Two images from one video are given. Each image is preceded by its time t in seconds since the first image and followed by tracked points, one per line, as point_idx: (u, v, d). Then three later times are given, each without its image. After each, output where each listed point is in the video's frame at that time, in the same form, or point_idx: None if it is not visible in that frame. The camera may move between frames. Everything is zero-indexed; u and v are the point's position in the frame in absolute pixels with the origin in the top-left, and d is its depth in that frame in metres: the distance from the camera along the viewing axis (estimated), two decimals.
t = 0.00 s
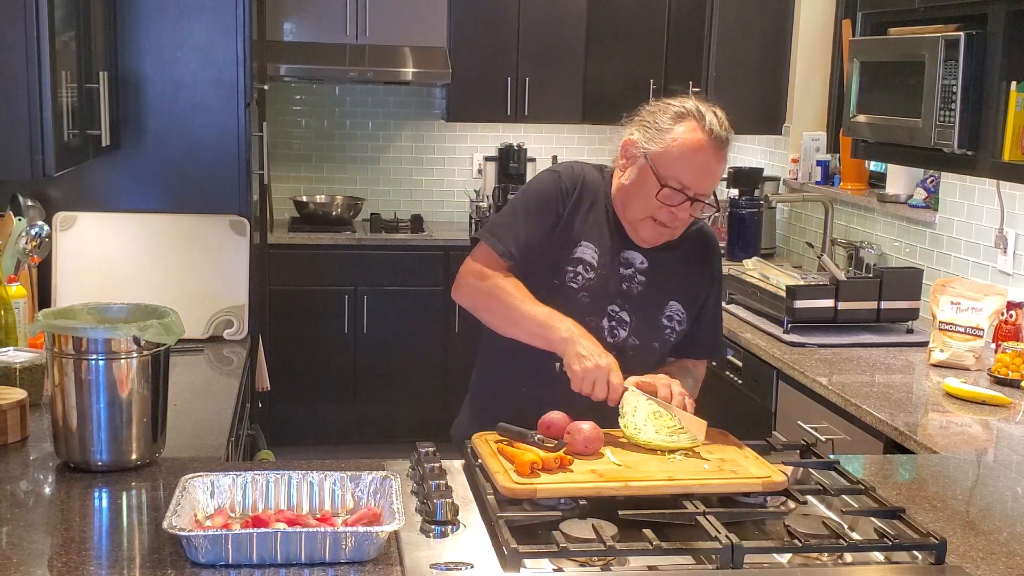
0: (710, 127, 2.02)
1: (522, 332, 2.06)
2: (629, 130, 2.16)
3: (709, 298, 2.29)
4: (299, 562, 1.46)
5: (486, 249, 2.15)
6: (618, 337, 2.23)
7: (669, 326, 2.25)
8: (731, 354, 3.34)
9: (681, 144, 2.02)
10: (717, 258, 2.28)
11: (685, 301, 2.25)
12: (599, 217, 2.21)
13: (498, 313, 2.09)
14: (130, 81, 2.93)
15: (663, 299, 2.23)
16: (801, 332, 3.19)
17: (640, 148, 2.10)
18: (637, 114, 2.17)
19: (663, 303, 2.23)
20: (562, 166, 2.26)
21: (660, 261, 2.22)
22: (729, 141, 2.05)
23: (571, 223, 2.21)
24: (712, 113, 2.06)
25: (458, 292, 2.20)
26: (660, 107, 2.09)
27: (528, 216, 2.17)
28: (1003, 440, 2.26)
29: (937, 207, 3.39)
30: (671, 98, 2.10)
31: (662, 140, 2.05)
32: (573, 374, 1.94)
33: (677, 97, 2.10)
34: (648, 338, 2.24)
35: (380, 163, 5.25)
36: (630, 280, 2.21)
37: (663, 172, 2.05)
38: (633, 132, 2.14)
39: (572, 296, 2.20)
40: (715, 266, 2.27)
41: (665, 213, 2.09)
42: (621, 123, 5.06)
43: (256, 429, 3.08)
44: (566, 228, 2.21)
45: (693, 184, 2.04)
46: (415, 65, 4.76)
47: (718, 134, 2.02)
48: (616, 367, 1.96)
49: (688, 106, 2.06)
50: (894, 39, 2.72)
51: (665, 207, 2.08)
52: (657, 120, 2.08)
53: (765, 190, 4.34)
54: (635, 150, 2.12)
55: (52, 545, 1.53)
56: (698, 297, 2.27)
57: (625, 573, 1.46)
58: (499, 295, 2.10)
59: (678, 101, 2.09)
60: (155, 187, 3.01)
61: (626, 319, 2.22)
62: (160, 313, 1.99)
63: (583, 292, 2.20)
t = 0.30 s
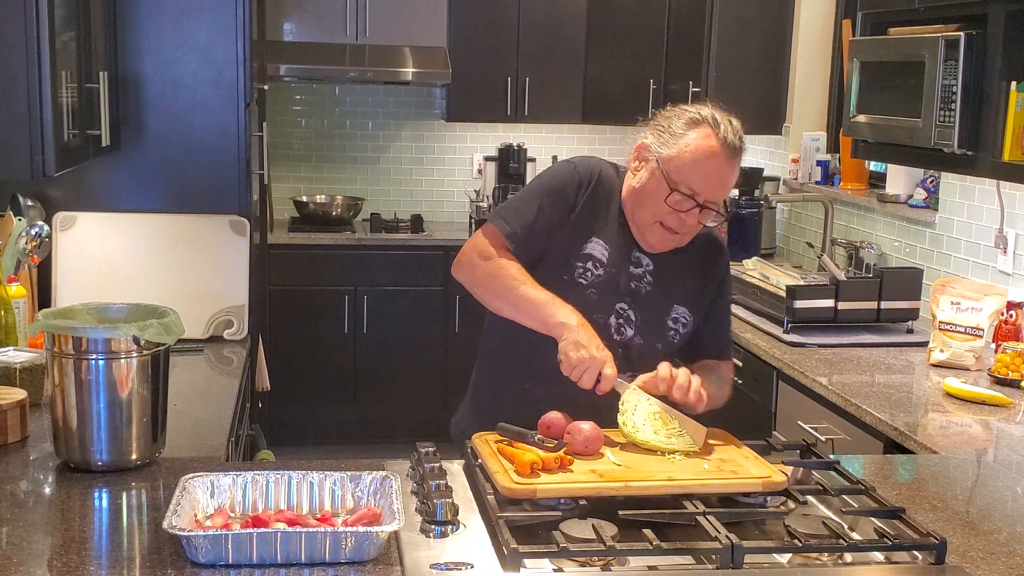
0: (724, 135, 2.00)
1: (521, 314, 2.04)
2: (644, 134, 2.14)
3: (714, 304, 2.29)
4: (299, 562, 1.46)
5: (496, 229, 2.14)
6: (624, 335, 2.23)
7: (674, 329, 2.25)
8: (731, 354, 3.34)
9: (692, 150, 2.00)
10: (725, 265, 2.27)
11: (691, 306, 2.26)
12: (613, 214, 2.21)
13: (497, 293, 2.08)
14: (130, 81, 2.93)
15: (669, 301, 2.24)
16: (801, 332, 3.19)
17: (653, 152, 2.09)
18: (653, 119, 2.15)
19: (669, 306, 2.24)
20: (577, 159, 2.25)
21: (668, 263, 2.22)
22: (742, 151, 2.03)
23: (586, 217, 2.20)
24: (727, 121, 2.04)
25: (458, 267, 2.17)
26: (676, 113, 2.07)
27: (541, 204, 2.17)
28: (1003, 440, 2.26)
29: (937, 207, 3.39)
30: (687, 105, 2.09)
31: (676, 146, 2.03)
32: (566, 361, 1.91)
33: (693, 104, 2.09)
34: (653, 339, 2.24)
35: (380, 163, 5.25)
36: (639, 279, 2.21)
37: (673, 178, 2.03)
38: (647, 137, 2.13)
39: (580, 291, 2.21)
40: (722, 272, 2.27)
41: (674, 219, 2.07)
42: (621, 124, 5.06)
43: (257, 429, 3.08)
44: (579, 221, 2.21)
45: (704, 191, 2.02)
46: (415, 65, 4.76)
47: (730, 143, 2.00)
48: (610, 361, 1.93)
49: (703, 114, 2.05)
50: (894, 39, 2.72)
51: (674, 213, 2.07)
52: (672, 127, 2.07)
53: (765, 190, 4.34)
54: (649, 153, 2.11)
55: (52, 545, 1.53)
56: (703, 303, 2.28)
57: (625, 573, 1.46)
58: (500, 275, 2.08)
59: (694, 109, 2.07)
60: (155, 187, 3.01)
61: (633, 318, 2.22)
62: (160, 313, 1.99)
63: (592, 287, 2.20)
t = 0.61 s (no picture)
0: (725, 148, 1.94)
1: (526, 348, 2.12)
2: (657, 139, 2.10)
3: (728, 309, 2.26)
4: (299, 562, 1.46)
5: (505, 248, 2.17)
6: (632, 342, 2.22)
7: (684, 336, 2.24)
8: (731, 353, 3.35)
9: (690, 159, 1.96)
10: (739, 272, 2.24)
11: (702, 312, 2.23)
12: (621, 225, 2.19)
13: (505, 319, 2.15)
14: (130, 81, 2.93)
15: (679, 309, 2.22)
16: (801, 332, 3.19)
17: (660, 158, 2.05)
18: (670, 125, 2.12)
19: (679, 314, 2.22)
20: (587, 165, 2.24)
21: (679, 273, 2.19)
22: (745, 165, 1.96)
23: (595, 227, 2.20)
24: (734, 134, 1.97)
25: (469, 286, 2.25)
26: (685, 122, 2.02)
27: (549, 220, 2.18)
28: (1003, 440, 2.26)
29: (937, 207, 3.39)
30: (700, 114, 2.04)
31: (676, 155, 1.99)
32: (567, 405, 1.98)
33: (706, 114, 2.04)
34: (663, 346, 2.23)
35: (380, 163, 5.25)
36: (646, 287, 2.19)
37: (670, 184, 1.99)
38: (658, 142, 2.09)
39: (587, 298, 2.21)
40: (735, 279, 2.24)
41: (670, 225, 2.03)
42: (620, 124, 5.06)
43: (257, 429, 3.08)
44: (587, 231, 2.20)
45: (699, 203, 1.97)
46: (415, 65, 4.76)
47: (729, 155, 1.93)
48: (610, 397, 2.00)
49: (710, 124, 1.99)
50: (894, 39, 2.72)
51: (669, 220, 2.03)
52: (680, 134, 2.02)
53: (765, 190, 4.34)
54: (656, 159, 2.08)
55: (52, 545, 1.53)
56: (716, 308, 2.25)
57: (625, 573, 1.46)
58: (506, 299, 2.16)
59: (705, 118, 2.02)
60: (155, 186, 3.01)
61: (641, 326, 2.21)
62: (160, 313, 1.99)
63: (598, 295, 2.20)
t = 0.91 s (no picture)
0: (689, 128, 1.98)
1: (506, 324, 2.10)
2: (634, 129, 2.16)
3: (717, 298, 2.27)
4: (299, 562, 1.46)
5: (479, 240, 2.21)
6: (620, 335, 2.22)
7: (673, 325, 2.23)
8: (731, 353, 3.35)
9: (655, 141, 2.00)
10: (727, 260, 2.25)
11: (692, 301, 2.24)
12: (597, 218, 2.23)
13: (479, 302, 2.15)
14: (130, 81, 2.94)
15: (665, 298, 2.22)
16: (801, 332, 3.19)
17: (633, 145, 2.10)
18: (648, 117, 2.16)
19: (666, 303, 2.22)
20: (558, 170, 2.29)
21: (661, 261, 2.21)
22: (709, 147, 1.99)
23: (567, 225, 2.23)
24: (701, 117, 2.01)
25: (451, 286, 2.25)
26: (657, 108, 2.07)
27: (525, 215, 2.20)
28: (1003, 440, 2.26)
29: (937, 207, 3.39)
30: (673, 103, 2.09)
31: (644, 137, 2.04)
32: (542, 369, 1.96)
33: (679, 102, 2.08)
34: (653, 336, 2.23)
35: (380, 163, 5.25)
36: (630, 278, 2.21)
37: (637, 167, 2.04)
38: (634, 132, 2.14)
39: (568, 294, 2.22)
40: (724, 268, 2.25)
41: (638, 208, 2.07)
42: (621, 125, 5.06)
43: (256, 429, 3.08)
44: (560, 229, 2.24)
45: (665, 182, 2.00)
46: (415, 65, 4.76)
47: (693, 135, 1.97)
48: (587, 365, 1.96)
49: (680, 109, 2.03)
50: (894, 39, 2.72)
51: (638, 203, 2.06)
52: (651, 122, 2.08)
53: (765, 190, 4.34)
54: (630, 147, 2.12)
55: (52, 545, 1.53)
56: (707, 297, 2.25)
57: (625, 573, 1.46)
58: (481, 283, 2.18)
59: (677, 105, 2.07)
60: (155, 187, 3.01)
61: (627, 317, 2.22)
62: (160, 313, 1.99)
63: (579, 291, 2.21)
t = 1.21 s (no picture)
0: (670, 118, 1.99)
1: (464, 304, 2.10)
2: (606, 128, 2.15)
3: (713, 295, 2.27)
4: (299, 562, 1.46)
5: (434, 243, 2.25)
6: (615, 336, 2.23)
7: (669, 323, 2.24)
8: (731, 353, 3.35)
9: (641, 139, 2.00)
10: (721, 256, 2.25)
11: (686, 298, 2.24)
12: (584, 223, 2.22)
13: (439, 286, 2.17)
14: (130, 81, 2.94)
15: (659, 297, 2.23)
16: (801, 332, 3.19)
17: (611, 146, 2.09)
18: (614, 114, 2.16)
19: (661, 302, 2.23)
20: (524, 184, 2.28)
21: (651, 262, 2.22)
22: (695, 134, 2.00)
23: (545, 237, 2.24)
24: (679, 106, 2.02)
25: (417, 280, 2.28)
26: (627, 103, 2.07)
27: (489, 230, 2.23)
28: (1003, 440, 2.26)
29: (937, 207, 3.39)
30: (642, 95, 2.08)
31: (625, 136, 2.04)
32: (487, 335, 1.95)
33: (648, 93, 2.08)
34: (648, 335, 2.24)
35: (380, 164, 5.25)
36: (622, 280, 2.22)
37: (626, 170, 2.03)
38: (607, 132, 2.13)
39: (558, 301, 2.22)
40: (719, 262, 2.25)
41: (636, 210, 2.07)
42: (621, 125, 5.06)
43: (257, 429, 3.08)
44: (538, 239, 2.24)
45: (657, 178, 2.01)
46: (415, 65, 4.76)
47: (679, 126, 1.98)
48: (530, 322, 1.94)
49: (654, 101, 2.03)
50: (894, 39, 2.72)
51: (634, 204, 2.06)
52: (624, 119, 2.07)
53: (765, 190, 4.34)
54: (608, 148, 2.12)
55: (52, 545, 1.53)
56: (703, 294, 2.25)
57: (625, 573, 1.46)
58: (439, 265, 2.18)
59: (647, 96, 2.07)
60: (155, 187, 3.01)
61: (621, 318, 2.23)
62: (160, 313, 1.99)
63: (568, 298, 2.22)
